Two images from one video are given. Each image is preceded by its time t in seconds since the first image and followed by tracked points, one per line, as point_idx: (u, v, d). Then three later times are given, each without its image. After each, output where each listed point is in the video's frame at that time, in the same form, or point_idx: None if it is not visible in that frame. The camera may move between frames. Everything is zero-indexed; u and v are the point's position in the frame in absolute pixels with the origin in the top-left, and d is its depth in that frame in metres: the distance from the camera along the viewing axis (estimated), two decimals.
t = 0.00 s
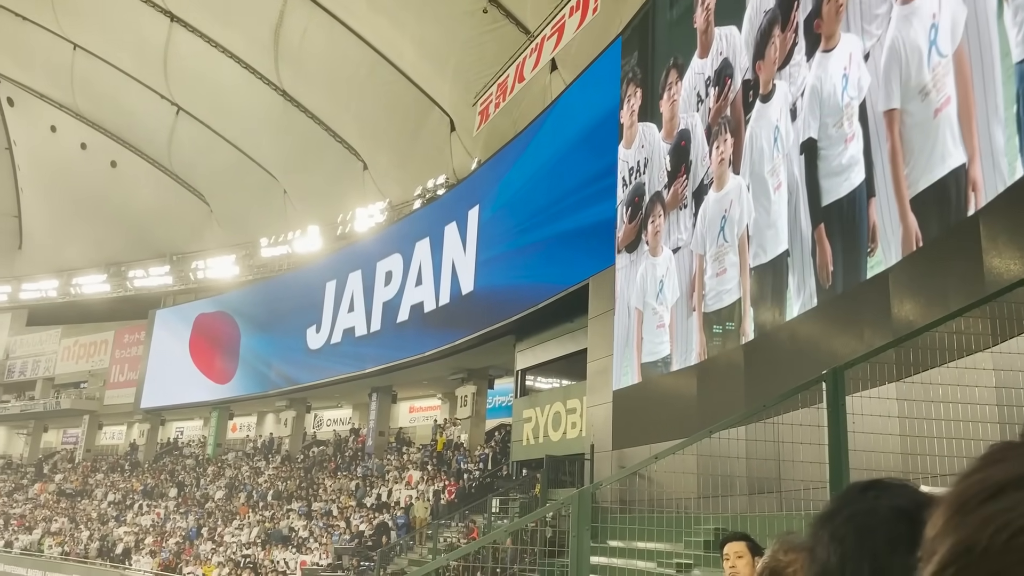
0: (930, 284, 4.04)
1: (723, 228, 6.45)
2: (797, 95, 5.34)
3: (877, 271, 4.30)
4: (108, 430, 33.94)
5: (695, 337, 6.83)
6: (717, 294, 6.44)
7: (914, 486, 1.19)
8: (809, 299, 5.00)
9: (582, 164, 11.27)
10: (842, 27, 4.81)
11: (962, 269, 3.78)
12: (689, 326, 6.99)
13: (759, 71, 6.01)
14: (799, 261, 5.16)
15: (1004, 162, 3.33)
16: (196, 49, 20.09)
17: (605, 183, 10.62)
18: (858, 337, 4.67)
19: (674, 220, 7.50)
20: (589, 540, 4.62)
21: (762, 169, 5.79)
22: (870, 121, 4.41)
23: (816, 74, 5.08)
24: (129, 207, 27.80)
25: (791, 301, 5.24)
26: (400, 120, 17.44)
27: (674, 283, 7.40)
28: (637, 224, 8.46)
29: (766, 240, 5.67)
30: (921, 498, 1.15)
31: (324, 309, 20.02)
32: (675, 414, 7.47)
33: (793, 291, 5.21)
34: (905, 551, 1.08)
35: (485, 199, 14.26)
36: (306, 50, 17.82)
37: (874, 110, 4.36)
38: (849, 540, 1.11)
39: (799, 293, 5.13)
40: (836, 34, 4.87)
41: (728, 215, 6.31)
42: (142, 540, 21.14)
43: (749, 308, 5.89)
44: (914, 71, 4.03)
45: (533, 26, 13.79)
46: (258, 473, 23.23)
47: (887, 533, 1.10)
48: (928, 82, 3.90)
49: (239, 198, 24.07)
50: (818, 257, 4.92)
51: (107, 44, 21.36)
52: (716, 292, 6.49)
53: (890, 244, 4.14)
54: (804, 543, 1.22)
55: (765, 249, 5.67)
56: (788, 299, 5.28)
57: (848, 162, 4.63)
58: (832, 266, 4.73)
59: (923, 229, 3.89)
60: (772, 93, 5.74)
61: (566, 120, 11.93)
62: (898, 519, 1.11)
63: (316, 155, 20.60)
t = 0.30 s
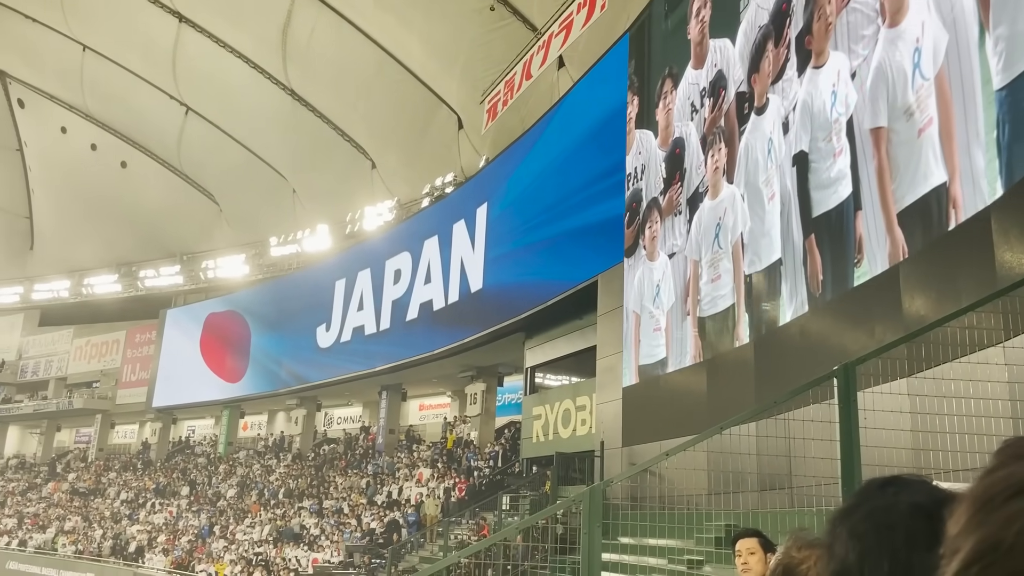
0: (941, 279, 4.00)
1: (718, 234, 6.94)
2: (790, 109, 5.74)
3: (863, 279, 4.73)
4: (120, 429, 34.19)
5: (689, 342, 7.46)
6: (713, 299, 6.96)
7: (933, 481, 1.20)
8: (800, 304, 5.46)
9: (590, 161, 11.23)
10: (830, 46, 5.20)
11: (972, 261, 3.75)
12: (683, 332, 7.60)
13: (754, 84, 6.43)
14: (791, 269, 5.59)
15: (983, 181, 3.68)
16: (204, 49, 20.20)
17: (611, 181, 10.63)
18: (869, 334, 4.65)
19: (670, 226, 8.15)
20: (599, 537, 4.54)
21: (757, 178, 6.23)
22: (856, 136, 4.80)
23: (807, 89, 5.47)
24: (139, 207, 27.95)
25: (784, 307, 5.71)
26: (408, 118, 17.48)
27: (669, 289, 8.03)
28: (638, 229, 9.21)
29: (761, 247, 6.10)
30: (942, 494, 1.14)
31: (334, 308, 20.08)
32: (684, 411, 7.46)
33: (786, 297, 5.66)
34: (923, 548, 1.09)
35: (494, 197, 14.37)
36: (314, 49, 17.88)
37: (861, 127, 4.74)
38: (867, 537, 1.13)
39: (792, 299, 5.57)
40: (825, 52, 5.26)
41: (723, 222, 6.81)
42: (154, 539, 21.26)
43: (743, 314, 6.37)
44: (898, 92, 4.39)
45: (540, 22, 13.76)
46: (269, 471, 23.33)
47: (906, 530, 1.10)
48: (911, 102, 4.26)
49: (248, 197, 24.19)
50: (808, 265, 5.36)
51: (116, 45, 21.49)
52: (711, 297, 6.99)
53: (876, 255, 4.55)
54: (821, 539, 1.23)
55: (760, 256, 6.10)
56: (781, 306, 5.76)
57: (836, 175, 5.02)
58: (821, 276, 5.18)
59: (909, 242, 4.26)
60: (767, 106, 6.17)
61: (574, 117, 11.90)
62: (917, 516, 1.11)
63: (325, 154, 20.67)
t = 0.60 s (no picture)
0: (949, 274, 3.98)
1: (711, 242, 7.20)
2: (780, 122, 5.93)
3: (848, 287, 4.97)
4: (128, 431, 34.37)
5: (682, 345, 7.77)
6: (706, 304, 7.25)
7: (948, 478, 1.19)
8: (792, 310, 5.71)
9: (596, 159, 11.22)
10: (817, 62, 5.36)
11: (981, 254, 3.73)
12: (675, 333, 7.93)
13: (745, 96, 6.62)
14: (782, 276, 5.84)
15: (960, 199, 3.88)
16: (209, 52, 20.27)
17: (617, 178, 10.61)
18: (877, 330, 4.63)
19: (662, 232, 8.42)
20: (610, 535, 4.55)
21: (749, 188, 6.45)
22: (841, 151, 4.99)
23: (795, 103, 5.65)
24: (145, 210, 28.05)
25: (776, 313, 5.96)
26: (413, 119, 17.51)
27: (663, 293, 8.33)
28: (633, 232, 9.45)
29: (754, 255, 6.34)
30: (958, 491, 1.13)
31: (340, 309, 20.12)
32: (692, 408, 7.45)
33: (778, 303, 5.92)
34: (940, 547, 1.08)
35: (499, 196, 14.28)
36: (319, 50, 17.93)
37: (845, 142, 4.94)
38: (883, 536, 1.13)
39: (784, 305, 5.83)
40: (812, 67, 5.43)
41: (716, 230, 7.06)
42: (164, 541, 21.32)
43: (735, 319, 6.66)
44: (881, 110, 4.57)
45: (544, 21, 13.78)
46: (278, 472, 23.39)
47: (921, 527, 1.10)
48: (894, 121, 4.45)
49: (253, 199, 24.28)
50: (799, 273, 5.59)
51: (122, 48, 21.59)
52: (704, 302, 7.29)
53: (860, 265, 4.78)
54: (835, 537, 1.23)
55: (753, 263, 6.34)
56: (772, 311, 6.02)
57: (824, 187, 5.23)
58: (809, 283, 5.43)
59: (889, 254, 4.50)
60: (757, 118, 6.36)
61: (580, 115, 11.86)
62: (934, 513, 1.10)
63: (330, 155, 20.71)
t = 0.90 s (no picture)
0: (953, 270, 3.98)
1: (698, 250, 7.48)
2: (764, 138, 6.17)
3: (828, 297, 5.20)
4: (133, 435, 34.41)
5: (671, 351, 8.08)
6: (692, 311, 7.54)
7: (956, 473, 1.19)
8: (776, 319, 5.94)
9: (596, 159, 11.25)
10: (798, 82, 5.61)
11: (984, 250, 3.73)
12: (664, 339, 8.26)
13: (729, 112, 6.91)
14: (768, 284, 6.08)
15: (929, 219, 4.11)
16: (209, 56, 20.30)
17: (619, 178, 10.60)
18: (881, 327, 4.62)
19: (652, 240, 8.74)
20: (615, 537, 4.60)
21: (735, 200, 6.71)
22: (821, 167, 5.24)
23: (779, 120, 5.90)
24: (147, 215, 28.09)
25: (761, 320, 6.20)
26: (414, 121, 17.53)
27: (652, 300, 8.67)
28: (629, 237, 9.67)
29: (740, 265, 6.61)
30: (965, 487, 1.13)
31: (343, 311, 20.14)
32: (695, 407, 7.43)
33: (763, 311, 6.17)
34: (949, 542, 1.08)
35: (500, 196, 14.29)
36: (319, 54, 17.96)
37: (825, 159, 5.17)
38: (890, 532, 1.12)
39: (769, 313, 6.07)
40: (794, 86, 5.68)
41: (701, 240, 7.35)
42: (169, 545, 21.35)
43: (722, 326, 6.92)
44: (857, 131, 4.81)
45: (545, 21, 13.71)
46: (282, 476, 23.40)
47: (929, 523, 1.10)
48: (869, 141, 4.68)
49: (255, 203, 24.32)
50: (782, 282, 5.84)
51: (122, 54, 21.63)
52: (690, 309, 7.56)
53: (838, 277, 5.02)
54: (844, 532, 1.23)
55: (738, 273, 6.62)
56: (758, 319, 6.26)
57: (805, 202, 5.47)
58: (793, 292, 5.67)
59: (865, 267, 4.74)
60: (743, 133, 6.62)
61: (580, 115, 11.89)
62: (943, 509, 1.10)
63: (331, 158, 20.72)
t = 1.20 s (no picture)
0: (951, 267, 3.99)
1: (681, 259, 7.77)
2: (747, 152, 6.44)
3: (809, 306, 5.46)
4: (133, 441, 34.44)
5: (657, 355, 8.37)
6: (676, 318, 7.84)
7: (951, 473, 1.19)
8: (759, 327, 6.20)
9: (595, 161, 11.23)
10: (779, 99, 5.86)
11: (980, 247, 3.74)
12: (650, 345, 8.53)
13: (712, 127, 7.21)
14: (751, 293, 6.34)
15: (900, 235, 4.33)
16: (206, 62, 20.31)
17: (618, 178, 10.60)
18: (880, 325, 4.63)
19: (638, 249, 9.04)
20: (615, 536, 4.62)
21: (719, 211, 6.99)
22: (801, 183, 5.48)
23: (762, 136, 6.14)
24: (146, 220, 28.10)
25: (746, 328, 6.46)
26: (412, 124, 17.55)
27: (638, 307, 8.98)
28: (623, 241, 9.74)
29: (723, 274, 6.89)
30: (960, 488, 1.14)
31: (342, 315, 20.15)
32: (696, 407, 7.44)
33: (747, 318, 6.43)
34: (945, 543, 1.09)
35: (498, 199, 14.32)
36: (316, 58, 17.97)
37: (804, 175, 5.42)
38: (887, 533, 1.13)
39: (752, 321, 6.34)
40: (776, 104, 5.92)
41: (685, 248, 7.64)
42: (171, 550, 21.32)
43: (706, 333, 7.19)
44: (833, 149, 5.06)
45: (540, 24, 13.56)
46: (283, 480, 23.39)
47: (925, 524, 1.11)
48: (844, 159, 4.93)
49: (254, 208, 24.33)
50: (766, 291, 6.11)
51: (119, 60, 21.65)
52: (675, 316, 7.85)
53: (817, 288, 5.26)
54: (840, 532, 1.23)
55: (722, 281, 6.89)
56: (742, 326, 6.53)
57: (786, 215, 5.72)
58: (776, 301, 5.93)
59: (841, 279, 4.99)
60: (725, 147, 6.91)
61: (576, 119, 11.94)
62: (939, 509, 1.11)
63: (329, 162, 20.75)
